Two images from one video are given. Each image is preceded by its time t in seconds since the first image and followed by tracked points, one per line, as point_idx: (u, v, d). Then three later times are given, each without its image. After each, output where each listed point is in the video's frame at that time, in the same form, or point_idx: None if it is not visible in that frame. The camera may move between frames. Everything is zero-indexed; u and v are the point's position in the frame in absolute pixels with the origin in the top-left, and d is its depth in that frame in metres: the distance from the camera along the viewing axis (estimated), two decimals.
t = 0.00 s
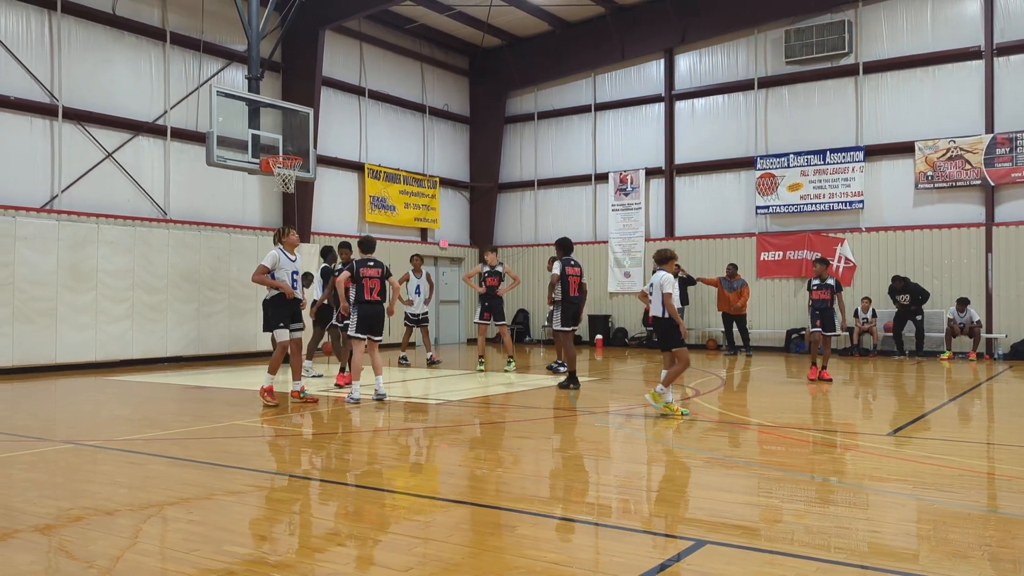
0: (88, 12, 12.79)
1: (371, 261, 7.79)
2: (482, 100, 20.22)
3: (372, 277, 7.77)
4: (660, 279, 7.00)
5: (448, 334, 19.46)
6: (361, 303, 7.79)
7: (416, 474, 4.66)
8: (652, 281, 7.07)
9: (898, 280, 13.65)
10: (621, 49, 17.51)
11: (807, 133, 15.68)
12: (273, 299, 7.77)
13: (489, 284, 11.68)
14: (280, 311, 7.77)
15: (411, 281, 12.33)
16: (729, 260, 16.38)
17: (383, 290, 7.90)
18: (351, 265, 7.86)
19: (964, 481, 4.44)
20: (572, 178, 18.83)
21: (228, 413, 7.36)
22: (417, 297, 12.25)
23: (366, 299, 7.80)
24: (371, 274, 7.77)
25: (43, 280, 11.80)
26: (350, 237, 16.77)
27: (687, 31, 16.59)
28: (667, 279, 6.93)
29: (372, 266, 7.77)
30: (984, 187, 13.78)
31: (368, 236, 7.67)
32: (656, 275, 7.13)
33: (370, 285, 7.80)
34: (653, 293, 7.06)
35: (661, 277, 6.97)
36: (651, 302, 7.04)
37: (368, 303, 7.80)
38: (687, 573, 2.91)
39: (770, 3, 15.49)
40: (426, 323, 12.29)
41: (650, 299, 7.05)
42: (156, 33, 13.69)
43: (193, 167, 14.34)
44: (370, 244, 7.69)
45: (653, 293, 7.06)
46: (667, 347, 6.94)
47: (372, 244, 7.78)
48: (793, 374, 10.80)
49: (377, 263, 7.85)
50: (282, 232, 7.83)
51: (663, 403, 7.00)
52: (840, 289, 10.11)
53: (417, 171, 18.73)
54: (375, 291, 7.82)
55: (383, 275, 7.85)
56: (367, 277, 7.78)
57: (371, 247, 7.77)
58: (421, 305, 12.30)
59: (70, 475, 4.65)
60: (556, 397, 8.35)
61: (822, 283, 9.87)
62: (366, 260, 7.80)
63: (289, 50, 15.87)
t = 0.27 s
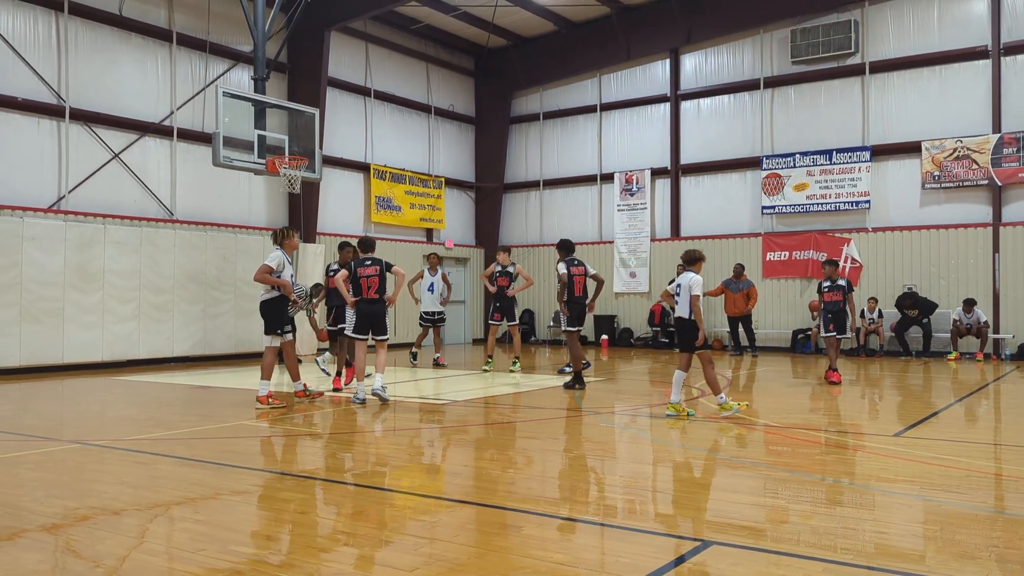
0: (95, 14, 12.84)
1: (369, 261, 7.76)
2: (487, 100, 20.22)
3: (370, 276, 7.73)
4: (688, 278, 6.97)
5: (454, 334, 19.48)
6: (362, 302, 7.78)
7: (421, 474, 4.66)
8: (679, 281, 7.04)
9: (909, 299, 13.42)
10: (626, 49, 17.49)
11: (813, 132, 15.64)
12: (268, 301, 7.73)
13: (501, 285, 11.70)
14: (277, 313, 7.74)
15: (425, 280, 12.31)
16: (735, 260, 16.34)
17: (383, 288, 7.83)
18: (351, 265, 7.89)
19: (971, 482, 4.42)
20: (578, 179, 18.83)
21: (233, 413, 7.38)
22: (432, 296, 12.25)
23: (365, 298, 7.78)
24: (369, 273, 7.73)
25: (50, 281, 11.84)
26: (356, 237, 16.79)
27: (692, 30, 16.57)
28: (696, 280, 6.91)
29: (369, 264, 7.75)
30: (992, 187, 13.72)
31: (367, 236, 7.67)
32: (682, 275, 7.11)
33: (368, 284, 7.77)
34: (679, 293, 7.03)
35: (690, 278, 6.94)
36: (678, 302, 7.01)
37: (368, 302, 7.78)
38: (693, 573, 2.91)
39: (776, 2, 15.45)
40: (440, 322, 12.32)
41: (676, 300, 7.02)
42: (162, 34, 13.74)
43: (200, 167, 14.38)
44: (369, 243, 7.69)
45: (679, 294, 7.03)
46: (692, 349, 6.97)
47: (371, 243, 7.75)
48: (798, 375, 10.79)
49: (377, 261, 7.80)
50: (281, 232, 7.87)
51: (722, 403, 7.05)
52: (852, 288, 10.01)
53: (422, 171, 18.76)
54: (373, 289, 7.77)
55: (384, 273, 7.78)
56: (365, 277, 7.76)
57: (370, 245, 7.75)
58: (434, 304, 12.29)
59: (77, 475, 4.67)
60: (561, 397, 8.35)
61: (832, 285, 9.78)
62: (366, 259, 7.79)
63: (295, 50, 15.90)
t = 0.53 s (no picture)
0: (101, 14, 12.88)
1: (375, 262, 7.79)
2: (492, 100, 20.23)
3: (375, 277, 7.75)
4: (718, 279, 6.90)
5: (459, 334, 19.50)
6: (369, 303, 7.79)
7: (426, 474, 4.67)
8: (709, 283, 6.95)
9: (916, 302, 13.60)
10: (631, 49, 17.48)
11: (818, 132, 15.62)
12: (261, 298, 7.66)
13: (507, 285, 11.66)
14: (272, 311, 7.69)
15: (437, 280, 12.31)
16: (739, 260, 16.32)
17: (388, 288, 7.79)
18: (360, 266, 7.92)
19: (977, 482, 4.41)
20: (582, 179, 18.83)
21: (239, 413, 7.39)
22: (443, 295, 12.23)
23: (371, 299, 7.81)
24: (374, 274, 7.76)
25: (56, 280, 11.89)
26: (361, 237, 16.81)
27: (697, 30, 16.55)
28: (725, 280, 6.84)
29: (375, 265, 7.78)
30: (998, 187, 13.67)
31: (378, 236, 7.70)
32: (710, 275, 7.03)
33: (374, 285, 7.78)
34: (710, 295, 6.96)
35: (721, 278, 6.84)
36: (708, 304, 6.96)
37: (374, 302, 7.78)
38: (698, 573, 2.90)
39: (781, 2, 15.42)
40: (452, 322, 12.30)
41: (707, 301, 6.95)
42: (168, 34, 13.77)
43: (205, 168, 14.42)
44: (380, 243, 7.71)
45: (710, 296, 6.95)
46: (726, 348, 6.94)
47: (382, 244, 7.78)
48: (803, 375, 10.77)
49: (385, 262, 7.79)
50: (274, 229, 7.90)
51: (731, 405, 6.92)
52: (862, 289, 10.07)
53: (427, 171, 18.78)
54: (378, 290, 7.78)
55: (390, 274, 7.74)
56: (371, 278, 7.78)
57: (380, 246, 7.77)
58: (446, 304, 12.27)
59: (83, 474, 4.68)
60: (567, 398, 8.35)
61: (843, 282, 9.81)
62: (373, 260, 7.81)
63: (300, 51, 15.93)
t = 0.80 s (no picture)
0: (106, 15, 12.91)
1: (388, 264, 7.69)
2: (496, 100, 20.23)
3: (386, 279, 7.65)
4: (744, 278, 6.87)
5: (463, 334, 19.50)
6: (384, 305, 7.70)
7: (431, 474, 4.68)
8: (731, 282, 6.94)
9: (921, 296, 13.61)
10: (635, 49, 17.47)
11: (823, 132, 15.59)
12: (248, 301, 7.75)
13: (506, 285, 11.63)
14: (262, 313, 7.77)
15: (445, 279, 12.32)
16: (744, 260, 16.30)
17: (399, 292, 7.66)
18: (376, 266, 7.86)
19: (982, 483, 4.40)
20: (586, 179, 18.82)
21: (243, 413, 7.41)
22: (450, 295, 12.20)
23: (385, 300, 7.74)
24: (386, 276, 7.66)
25: (61, 280, 11.91)
26: (365, 237, 16.83)
27: (701, 30, 16.54)
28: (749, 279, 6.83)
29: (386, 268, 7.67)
30: (1003, 186, 13.63)
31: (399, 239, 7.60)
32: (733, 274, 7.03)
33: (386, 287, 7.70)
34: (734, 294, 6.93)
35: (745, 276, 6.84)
36: (731, 302, 6.92)
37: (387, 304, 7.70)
38: (702, 573, 2.90)
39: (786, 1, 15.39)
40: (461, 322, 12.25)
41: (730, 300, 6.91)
42: (172, 35, 13.80)
43: (210, 168, 14.45)
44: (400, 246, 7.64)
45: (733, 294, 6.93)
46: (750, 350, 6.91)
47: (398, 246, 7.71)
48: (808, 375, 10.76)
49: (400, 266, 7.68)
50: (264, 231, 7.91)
51: (735, 405, 6.92)
52: (876, 288, 9.91)
53: (431, 172, 18.79)
54: (390, 292, 7.70)
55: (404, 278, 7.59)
56: (385, 279, 7.69)
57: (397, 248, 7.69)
58: (453, 303, 12.22)
59: (88, 474, 4.70)
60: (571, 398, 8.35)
61: (854, 282, 9.64)
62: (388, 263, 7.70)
63: (304, 51, 15.95)
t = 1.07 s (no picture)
0: (109, 15, 12.92)
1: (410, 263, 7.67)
2: (499, 100, 20.24)
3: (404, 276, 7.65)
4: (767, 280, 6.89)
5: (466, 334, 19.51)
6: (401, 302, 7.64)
7: (433, 474, 4.69)
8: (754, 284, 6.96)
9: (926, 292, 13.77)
10: (638, 49, 17.48)
11: (826, 132, 15.59)
12: (236, 302, 7.78)
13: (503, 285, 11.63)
14: (249, 313, 7.86)
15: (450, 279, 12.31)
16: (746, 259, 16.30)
17: (410, 291, 7.57)
18: (401, 264, 7.86)
19: (985, 484, 4.41)
20: (589, 179, 18.83)
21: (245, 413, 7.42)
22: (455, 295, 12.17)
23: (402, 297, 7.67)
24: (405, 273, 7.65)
25: (64, 280, 11.93)
26: (368, 237, 16.84)
27: (704, 30, 16.55)
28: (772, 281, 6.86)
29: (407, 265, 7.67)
30: (1006, 187, 13.62)
31: (421, 237, 7.55)
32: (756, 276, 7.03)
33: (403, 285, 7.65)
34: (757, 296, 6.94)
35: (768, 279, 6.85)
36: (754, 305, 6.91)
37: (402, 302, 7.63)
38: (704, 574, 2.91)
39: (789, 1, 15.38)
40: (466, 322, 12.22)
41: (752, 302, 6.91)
42: (175, 35, 13.82)
43: (212, 168, 14.46)
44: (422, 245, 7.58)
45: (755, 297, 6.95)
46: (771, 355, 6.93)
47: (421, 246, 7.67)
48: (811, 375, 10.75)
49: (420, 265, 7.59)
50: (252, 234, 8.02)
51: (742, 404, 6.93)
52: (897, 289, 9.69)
53: (434, 172, 18.81)
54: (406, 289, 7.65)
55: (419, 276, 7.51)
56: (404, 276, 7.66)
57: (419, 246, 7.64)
58: (458, 303, 12.18)
59: (91, 474, 4.72)
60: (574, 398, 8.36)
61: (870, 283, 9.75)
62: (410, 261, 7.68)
63: (307, 52, 15.97)
